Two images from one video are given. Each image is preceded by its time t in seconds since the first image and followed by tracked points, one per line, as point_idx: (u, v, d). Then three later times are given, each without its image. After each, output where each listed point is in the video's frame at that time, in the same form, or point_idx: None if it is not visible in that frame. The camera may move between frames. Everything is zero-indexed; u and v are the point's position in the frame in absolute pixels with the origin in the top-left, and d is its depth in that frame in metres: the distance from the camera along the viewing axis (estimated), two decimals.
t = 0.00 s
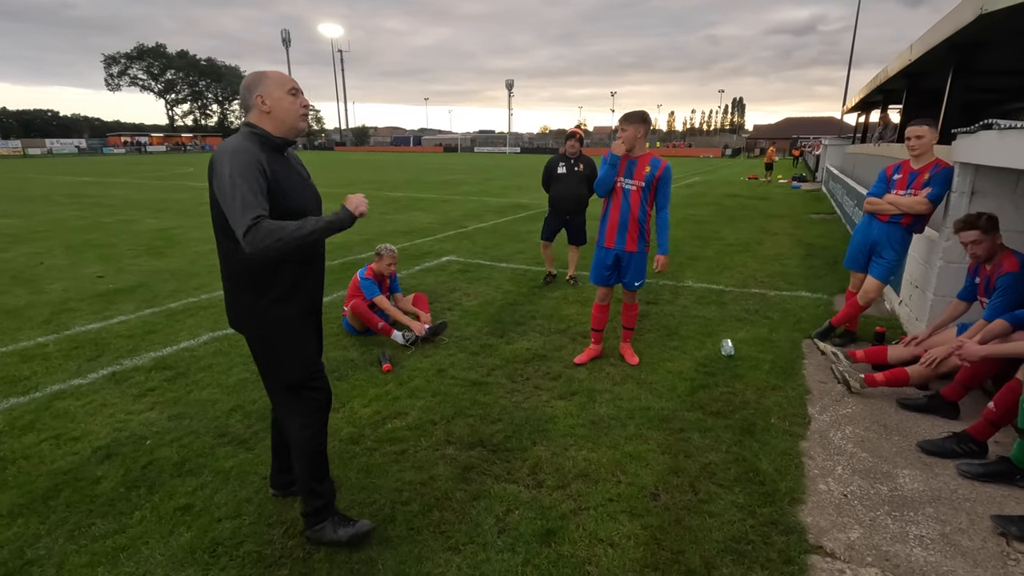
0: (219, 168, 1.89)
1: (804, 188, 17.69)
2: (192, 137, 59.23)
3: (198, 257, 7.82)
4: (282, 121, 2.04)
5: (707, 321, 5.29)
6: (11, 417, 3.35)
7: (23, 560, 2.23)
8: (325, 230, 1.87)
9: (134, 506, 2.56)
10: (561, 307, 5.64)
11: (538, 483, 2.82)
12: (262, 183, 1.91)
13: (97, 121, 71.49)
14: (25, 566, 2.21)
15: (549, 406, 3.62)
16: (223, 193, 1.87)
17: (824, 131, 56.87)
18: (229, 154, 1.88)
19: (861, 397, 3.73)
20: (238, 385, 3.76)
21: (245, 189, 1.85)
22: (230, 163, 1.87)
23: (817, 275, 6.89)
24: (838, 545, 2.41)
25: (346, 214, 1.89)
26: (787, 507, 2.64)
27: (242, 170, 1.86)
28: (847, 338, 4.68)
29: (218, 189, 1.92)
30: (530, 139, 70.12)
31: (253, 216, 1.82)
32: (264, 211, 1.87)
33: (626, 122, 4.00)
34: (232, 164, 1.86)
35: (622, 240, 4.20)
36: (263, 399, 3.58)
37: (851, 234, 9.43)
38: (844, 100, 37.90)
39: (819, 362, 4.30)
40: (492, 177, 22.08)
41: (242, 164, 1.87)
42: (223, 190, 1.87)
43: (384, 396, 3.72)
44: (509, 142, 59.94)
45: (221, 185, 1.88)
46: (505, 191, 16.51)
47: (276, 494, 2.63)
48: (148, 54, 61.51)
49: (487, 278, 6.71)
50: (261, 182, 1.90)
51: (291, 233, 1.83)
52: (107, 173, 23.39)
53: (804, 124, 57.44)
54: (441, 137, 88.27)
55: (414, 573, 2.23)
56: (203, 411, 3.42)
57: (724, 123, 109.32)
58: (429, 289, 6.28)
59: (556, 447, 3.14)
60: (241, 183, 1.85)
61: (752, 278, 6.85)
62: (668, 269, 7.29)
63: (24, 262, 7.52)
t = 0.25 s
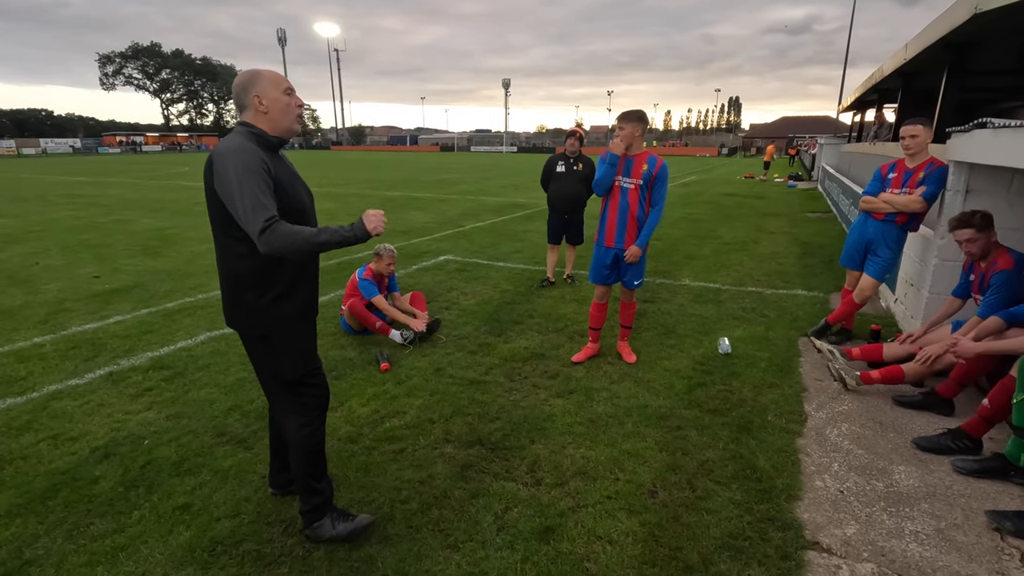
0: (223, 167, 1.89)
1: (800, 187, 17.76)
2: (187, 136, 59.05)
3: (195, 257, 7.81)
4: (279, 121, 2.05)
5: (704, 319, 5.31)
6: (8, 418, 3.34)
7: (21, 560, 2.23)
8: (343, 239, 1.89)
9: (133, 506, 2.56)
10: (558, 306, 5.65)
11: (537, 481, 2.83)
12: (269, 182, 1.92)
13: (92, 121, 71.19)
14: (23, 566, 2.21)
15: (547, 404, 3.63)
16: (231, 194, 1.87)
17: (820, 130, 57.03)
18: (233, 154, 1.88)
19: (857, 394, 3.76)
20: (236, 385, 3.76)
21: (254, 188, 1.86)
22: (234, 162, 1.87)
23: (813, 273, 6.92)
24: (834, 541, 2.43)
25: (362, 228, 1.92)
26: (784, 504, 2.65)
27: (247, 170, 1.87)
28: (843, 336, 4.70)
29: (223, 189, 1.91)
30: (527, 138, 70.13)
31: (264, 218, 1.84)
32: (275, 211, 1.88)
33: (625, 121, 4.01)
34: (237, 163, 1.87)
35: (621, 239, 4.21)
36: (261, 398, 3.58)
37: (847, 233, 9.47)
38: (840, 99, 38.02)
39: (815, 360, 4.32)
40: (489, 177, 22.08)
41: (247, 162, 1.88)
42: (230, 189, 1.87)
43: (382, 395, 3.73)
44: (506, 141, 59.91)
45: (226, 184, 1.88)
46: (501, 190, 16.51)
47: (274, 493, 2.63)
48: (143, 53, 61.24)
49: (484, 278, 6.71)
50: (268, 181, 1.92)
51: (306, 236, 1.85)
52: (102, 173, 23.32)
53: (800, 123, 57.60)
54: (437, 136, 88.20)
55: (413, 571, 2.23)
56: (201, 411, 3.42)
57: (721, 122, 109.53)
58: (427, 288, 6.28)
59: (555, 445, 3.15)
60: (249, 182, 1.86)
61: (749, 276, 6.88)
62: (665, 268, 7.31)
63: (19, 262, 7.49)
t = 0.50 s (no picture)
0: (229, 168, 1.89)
1: (796, 186, 17.81)
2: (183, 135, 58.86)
3: (191, 256, 7.79)
4: (281, 121, 2.06)
5: (701, 318, 5.32)
6: (5, 418, 3.33)
7: (21, 560, 2.23)
8: (344, 289, 1.92)
9: (132, 505, 2.56)
10: (556, 304, 5.66)
11: (535, 478, 2.84)
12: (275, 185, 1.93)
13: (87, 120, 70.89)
14: (23, 566, 2.21)
15: (545, 402, 3.64)
16: (237, 193, 1.87)
17: (816, 129, 57.17)
18: (239, 154, 1.89)
19: (853, 392, 3.78)
20: (235, 384, 3.76)
21: (263, 191, 1.87)
22: (240, 163, 1.87)
23: (810, 272, 6.95)
24: (831, 537, 2.45)
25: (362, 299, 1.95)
26: (781, 500, 2.67)
27: (252, 172, 1.87)
28: (839, 334, 4.72)
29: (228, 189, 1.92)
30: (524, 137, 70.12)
31: (278, 224, 1.85)
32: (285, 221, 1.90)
33: (623, 120, 4.00)
34: (243, 165, 1.87)
35: (620, 238, 4.22)
36: (260, 397, 3.58)
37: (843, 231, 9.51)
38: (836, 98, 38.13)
39: (812, 358, 4.34)
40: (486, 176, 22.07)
41: (253, 163, 1.88)
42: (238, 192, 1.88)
43: (381, 394, 3.73)
44: (503, 141, 59.88)
45: (233, 185, 1.88)
46: (499, 189, 16.51)
47: (274, 492, 2.63)
48: (138, 52, 61.00)
49: (482, 277, 6.71)
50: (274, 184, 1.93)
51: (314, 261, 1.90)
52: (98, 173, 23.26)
53: (796, 122, 57.73)
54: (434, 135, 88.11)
55: (413, 569, 2.24)
56: (199, 410, 3.41)
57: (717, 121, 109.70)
58: (424, 287, 6.28)
59: (553, 443, 3.16)
60: (256, 185, 1.87)
61: (746, 275, 6.90)
62: (663, 267, 7.33)
63: (14, 262, 7.46)
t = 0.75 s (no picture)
0: (231, 169, 1.88)
1: (792, 184, 17.86)
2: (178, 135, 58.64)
3: (187, 256, 7.76)
4: (291, 121, 2.08)
5: (697, 316, 5.34)
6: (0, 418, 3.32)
7: (17, 560, 2.23)
8: (267, 335, 1.95)
9: (129, 505, 2.56)
10: (553, 303, 5.67)
11: (533, 476, 2.85)
12: (272, 192, 1.91)
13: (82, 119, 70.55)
14: (19, 566, 2.21)
15: (542, 401, 3.65)
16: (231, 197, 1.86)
17: (812, 128, 57.33)
18: (244, 157, 1.86)
19: (849, 389, 3.80)
20: (232, 384, 3.76)
21: (257, 200, 1.85)
22: (244, 166, 1.85)
23: (805, 270, 6.97)
24: (827, 533, 2.46)
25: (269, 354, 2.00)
26: (777, 497, 2.68)
27: (250, 178, 1.85)
28: (835, 332, 4.74)
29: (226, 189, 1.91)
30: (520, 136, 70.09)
31: (258, 245, 1.87)
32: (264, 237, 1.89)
33: (621, 120, 4.00)
34: (245, 169, 1.85)
35: (618, 238, 4.23)
36: (257, 397, 3.57)
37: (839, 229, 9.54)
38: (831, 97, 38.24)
39: (808, 355, 4.36)
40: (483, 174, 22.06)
41: (256, 168, 1.86)
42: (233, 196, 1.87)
43: (378, 393, 3.73)
44: (500, 139, 59.86)
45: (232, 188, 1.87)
46: (495, 188, 16.52)
47: (273, 491, 2.63)
48: (132, 51, 60.72)
49: (479, 275, 6.72)
50: (271, 192, 1.90)
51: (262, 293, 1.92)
52: (92, 172, 23.16)
53: (792, 121, 57.86)
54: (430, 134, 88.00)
55: (411, 567, 2.24)
56: (196, 410, 3.41)
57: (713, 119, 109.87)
58: (421, 286, 6.28)
59: (551, 441, 3.17)
60: (253, 192, 1.85)
61: (742, 273, 6.92)
62: (659, 266, 7.34)
63: (9, 262, 7.43)
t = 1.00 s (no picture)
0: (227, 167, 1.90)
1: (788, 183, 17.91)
2: (174, 134, 58.40)
3: (183, 255, 7.73)
4: (297, 119, 2.06)
5: (694, 314, 5.35)
6: None
7: (13, 561, 2.22)
8: (235, 340, 1.95)
9: (125, 505, 2.55)
10: (550, 302, 5.67)
11: (530, 475, 2.85)
12: (263, 193, 1.90)
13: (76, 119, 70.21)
14: (15, 566, 2.20)
15: (539, 399, 3.66)
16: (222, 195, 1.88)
17: (808, 126, 57.47)
18: (240, 157, 1.87)
19: (844, 387, 3.81)
20: (228, 383, 3.75)
21: (244, 200, 1.85)
22: (238, 166, 1.86)
23: (801, 268, 7.00)
24: (822, 530, 2.47)
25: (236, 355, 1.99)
26: (773, 494, 2.69)
27: (241, 178, 1.85)
28: (830, 330, 4.76)
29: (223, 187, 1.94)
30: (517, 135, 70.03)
31: (239, 246, 1.87)
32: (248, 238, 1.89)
33: (622, 120, 4.05)
34: (238, 168, 1.86)
35: (617, 237, 4.23)
36: (254, 396, 3.57)
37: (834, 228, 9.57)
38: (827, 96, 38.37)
39: (803, 353, 4.38)
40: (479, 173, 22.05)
41: (249, 168, 1.86)
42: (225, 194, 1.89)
43: (375, 392, 3.73)
44: (496, 138, 59.83)
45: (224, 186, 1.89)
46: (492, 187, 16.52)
47: (271, 490, 2.63)
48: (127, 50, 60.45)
49: (476, 274, 6.72)
50: (262, 193, 1.89)
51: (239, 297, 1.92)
52: (87, 171, 23.06)
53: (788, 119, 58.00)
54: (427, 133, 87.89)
55: (408, 565, 2.25)
56: (192, 409, 3.40)
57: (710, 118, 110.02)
58: (418, 285, 6.28)
59: (548, 440, 3.17)
60: (241, 193, 1.85)
61: (738, 272, 6.94)
62: (656, 264, 7.36)
63: (3, 262, 7.39)
